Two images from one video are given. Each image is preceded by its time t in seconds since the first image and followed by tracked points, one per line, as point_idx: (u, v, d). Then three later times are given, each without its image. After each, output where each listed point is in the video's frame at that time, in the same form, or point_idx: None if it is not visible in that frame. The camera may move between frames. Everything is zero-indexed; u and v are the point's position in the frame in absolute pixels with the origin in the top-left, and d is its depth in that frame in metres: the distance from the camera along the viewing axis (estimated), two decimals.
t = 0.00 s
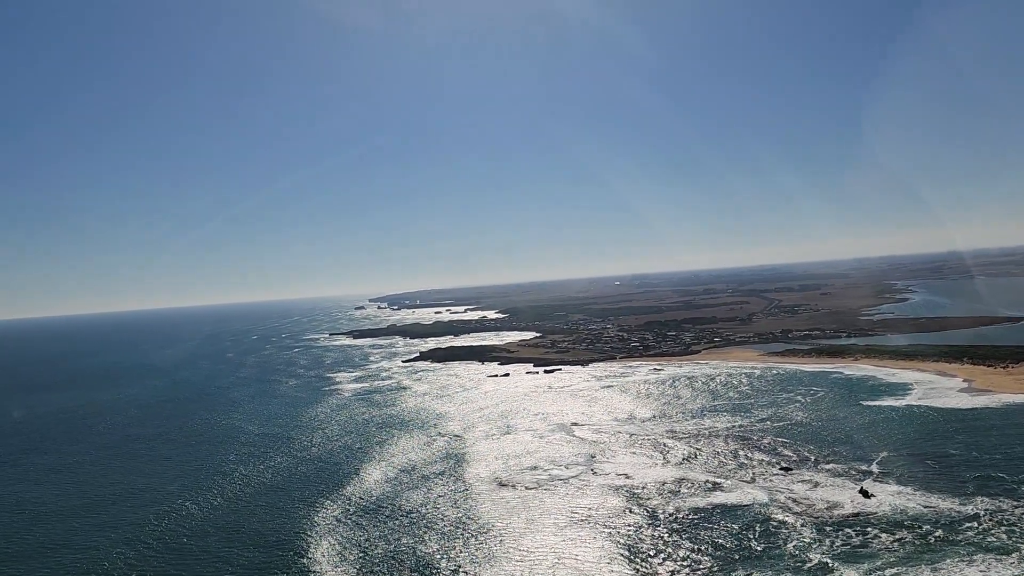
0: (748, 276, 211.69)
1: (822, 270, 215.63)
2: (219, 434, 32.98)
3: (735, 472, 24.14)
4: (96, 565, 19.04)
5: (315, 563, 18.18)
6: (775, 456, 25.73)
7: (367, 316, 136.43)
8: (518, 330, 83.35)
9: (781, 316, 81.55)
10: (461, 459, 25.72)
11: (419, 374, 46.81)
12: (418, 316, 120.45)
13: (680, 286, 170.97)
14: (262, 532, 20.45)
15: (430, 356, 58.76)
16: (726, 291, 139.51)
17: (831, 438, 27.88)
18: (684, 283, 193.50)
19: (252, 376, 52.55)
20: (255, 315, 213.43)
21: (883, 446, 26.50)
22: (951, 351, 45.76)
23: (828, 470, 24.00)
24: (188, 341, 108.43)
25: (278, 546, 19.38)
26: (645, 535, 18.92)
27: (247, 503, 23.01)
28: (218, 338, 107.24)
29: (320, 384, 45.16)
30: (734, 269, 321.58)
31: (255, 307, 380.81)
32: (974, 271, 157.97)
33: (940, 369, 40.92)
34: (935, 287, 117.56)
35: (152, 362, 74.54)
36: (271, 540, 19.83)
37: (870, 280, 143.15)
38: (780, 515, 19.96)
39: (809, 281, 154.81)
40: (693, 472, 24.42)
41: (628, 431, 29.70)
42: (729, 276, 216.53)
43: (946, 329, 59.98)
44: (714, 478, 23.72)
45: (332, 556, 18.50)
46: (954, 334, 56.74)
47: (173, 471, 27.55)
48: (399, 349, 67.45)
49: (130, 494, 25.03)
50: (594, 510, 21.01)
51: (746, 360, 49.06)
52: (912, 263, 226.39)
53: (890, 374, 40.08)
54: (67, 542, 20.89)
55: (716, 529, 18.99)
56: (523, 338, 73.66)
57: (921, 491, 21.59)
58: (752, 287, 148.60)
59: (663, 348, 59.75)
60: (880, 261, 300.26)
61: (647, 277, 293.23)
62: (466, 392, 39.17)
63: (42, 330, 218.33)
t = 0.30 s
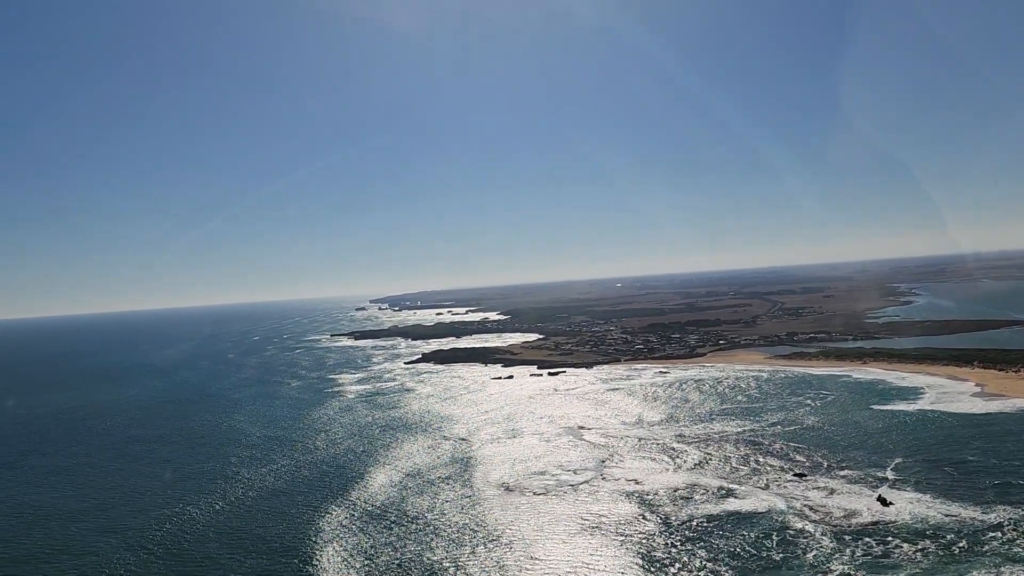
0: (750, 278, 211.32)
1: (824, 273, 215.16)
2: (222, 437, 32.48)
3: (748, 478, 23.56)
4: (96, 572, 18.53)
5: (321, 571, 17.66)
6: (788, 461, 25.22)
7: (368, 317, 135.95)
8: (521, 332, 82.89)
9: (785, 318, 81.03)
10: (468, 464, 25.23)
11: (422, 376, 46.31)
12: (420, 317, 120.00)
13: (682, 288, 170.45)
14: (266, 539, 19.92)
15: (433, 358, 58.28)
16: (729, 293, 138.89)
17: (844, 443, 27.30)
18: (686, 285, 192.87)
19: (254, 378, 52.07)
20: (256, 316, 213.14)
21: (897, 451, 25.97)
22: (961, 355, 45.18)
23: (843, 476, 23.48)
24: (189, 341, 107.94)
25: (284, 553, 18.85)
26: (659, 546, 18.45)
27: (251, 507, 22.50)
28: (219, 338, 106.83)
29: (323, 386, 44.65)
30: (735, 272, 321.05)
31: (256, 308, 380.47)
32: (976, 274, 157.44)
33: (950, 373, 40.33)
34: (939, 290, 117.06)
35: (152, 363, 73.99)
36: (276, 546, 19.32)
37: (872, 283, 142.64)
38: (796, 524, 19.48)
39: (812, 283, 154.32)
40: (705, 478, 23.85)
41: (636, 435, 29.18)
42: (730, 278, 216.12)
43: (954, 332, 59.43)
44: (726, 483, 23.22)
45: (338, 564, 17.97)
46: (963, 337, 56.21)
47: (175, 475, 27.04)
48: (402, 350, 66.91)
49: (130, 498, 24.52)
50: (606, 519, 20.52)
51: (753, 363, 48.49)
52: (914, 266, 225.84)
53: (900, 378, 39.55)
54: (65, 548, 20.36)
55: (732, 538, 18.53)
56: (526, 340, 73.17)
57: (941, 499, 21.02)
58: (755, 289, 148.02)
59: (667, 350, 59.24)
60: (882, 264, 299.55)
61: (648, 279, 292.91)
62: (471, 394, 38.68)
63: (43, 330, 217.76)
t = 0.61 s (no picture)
0: (750, 279, 210.93)
1: (825, 275, 214.77)
2: (223, 438, 31.92)
3: (761, 484, 23.03)
4: None
5: None
6: (801, 466, 24.70)
7: (368, 317, 135.15)
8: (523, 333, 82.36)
9: (789, 320, 80.52)
10: (475, 469, 24.69)
11: (424, 377, 45.76)
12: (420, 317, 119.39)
13: (683, 289, 170.06)
14: (270, 544, 19.37)
15: (435, 358, 57.74)
16: (729, 295, 138.17)
17: (857, 447, 26.78)
18: (686, 286, 192.02)
19: (254, 378, 51.46)
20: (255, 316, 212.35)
21: (911, 456, 25.44)
22: (970, 357, 44.68)
23: (857, 482, 22.95)
24: (188, 341, 107.11)
25: (289, 559, 18.32)
26: (674, 556, 17.92)
27: (254, 511, 21.93)
28: (219, 338, 106.07)
29: (324, 387, 44.05)
30: (735, 273, 320.55)
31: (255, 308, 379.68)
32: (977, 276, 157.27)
33: (959, 376, 39.86)
34: (942, 292, 116.66)
35: (152, 362, 73.36)
36: (280, 552, 18.78)
37: (873, 285, 142.14)
38: (813, 531, 18.96)
39: (813, 285, 153.72)
40: (716, 483, 23.32)
41: (644, 439, 28.66)
42: (731, 279, 215.64)
43: (960, 334, 58.92)
44: (738, 489, 22.69)
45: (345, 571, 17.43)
46: (969, 340, 55.71)
47: (175, 477, 26.46)
48: (404, 351, 66.33)
49: (130, 501, 23.97)
50: (617, 527, 20.00)
51: (758, 365, 47.96)
52: (915, 268, 225.45)
53: (908, 381, 39.02)
54: (63, 553, 19.81)
55: (748, 547, 18.01)
56: (528, 341, 72.65)
57: (960, 507, 20.48)
58: (755, 291, 147.23)
59: (671, 352, 58.69)
60: (882, 265, 299.44)
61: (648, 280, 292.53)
62: (475, 396, 38.12)
63: (39, 330, 215.77)
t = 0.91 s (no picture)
0: (750, 281, 210.73)
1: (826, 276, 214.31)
2: (225, 440, 31.45)
3: (775, 490, 22.50)
4: None
5: None
6: (813, 472, 24.22)
7: (369, 317, 134.49)
8: (524, 334, 81.85)
9: (793, 322, 80.00)
10: (480, 475, 24.19)
11: (427, 378, 45.27)
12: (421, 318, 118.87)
13: (684, 291, 169.69)
14: (274, 550, 18.86)
15: (436, 360, 57.23)
16: (731, 297, 137.65)
17: (870, 452, 26.28)
18: (687, 288, 191.79)
19: (255, 379, 50.92)
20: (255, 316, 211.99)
21: (926, 462, 24.90)
22: (978, 360, 44.21)
23: (873, 488, 22.42)
24: (188, 341, 106.56)
25: (293, 566, 17.79)
26: (687, 566, 17.42)
27: (256, 516, 21.43)
28: (218, 338, 105.46)
29: (326, 388, 43.54)
30: (735, 274, 319.98)
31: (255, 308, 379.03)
32: (979, 279, 156.81)
33: (969, 380, 39.38)
34: (945, 294, 116.21)
35: (152, 362, 72.88)
36: (284, 559, 18.24)
37: (875, 287, 141.66)
38: (830, 539, 18.44)
39: (814, 287, 153.24)
40: (728, 489, 22.80)
41: (652, 443, 28.17)
42: (731, 281, 215.35)
43: (966, 337, 58.38)
44: (751, 495, 22.22)
45: None
46: (976, 343, 55.21)
47: (176, 480, 25.96)
48: (405, 352, 65.83)
49: (130, 505, 23.49)
50: (627, 535, 19.51)
51: (764, 367, 47.46)
52: (916, 270, 225.00)
53: (918, 384, 38.49)
54: (61, 558, 19.32)
55: (763, 557, 17.51)
56: (531, 342, 72.15)
57: (980, 514, 19.94)
58: (757, 292, 146.72)
59: (675, 353, 58.20)
60: (882, 268, 299.20)
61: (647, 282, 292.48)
62: (479, 398, 37.62)
63: (38, 330, 214.73)
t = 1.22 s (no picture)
0: (752, 284, 210.18)
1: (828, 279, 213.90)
2: (226, 444, 30.89)
3: (789, 497, 21.95)
4: None
5: None
6: (828, 478, 23.68)
7: (369, 319, 134.01)
8: (526, 336, 81.34)
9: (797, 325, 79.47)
10: (488, 481, 23.65)
11: (430, 381, 44.77)
12: (422, 320, 118.34)
13: (686, 294, 169.28)
14: (278, 558, 18.33)
15: (439, 362, 56.73)
16: (732, 299, 136.72)
17: (884, 458, 25.74)
18: (688, 290, 190.80)
19: (256, 381, 50.44)
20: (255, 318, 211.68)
21: (942, 468, 24.36)
22: (988, 364, 43.62)
23: (890, 496, 21.87)
24: (189, 342, 106.17)
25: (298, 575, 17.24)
26: None
27: (260, 523, 20.87)
28: (219, 340, 105.01)
29: (328, 390, 43.03)
30: (736, 276, 318.79)
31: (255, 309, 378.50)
32: (977, 281, 156.65)
33: (979, 384, 38.81)
34: (949, 297, 115.68)
35: (150, 364, 72.25)
36: (288, 568, 17.69)
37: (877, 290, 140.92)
38: (849, 550, 17.89)
39: (816, 289, 152.14)
40: (741, 496, 22.24)
41: (661, 448, 27.64)
42: (732, 284, 214.95)
43: (974, 341, 57.82)
44: (765, 502, 21.69)
45: None
46: (984, 346, 54.65)
47: (176, 485, 25.39)
48: (407, 354, 65.22)
49: (130, 510, 22.94)
50: (640, 544, 18.96)
51: (771, 371, 46.88)
52: (917, 273, 224.53)
53: (928, 388, 37.94)
54: (58, 566, 18.78)
55: (782, 569, 16.96)
56: (533, 345, 71.62)
57: (1002, 524, 19.39)
58: (758, 295, 146.05)
59: (679, 356, 57.68)
60: (883, 271, 298.71)
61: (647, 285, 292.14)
62: (483, 401, 37.10)
63: (37, 331, 214.28)
